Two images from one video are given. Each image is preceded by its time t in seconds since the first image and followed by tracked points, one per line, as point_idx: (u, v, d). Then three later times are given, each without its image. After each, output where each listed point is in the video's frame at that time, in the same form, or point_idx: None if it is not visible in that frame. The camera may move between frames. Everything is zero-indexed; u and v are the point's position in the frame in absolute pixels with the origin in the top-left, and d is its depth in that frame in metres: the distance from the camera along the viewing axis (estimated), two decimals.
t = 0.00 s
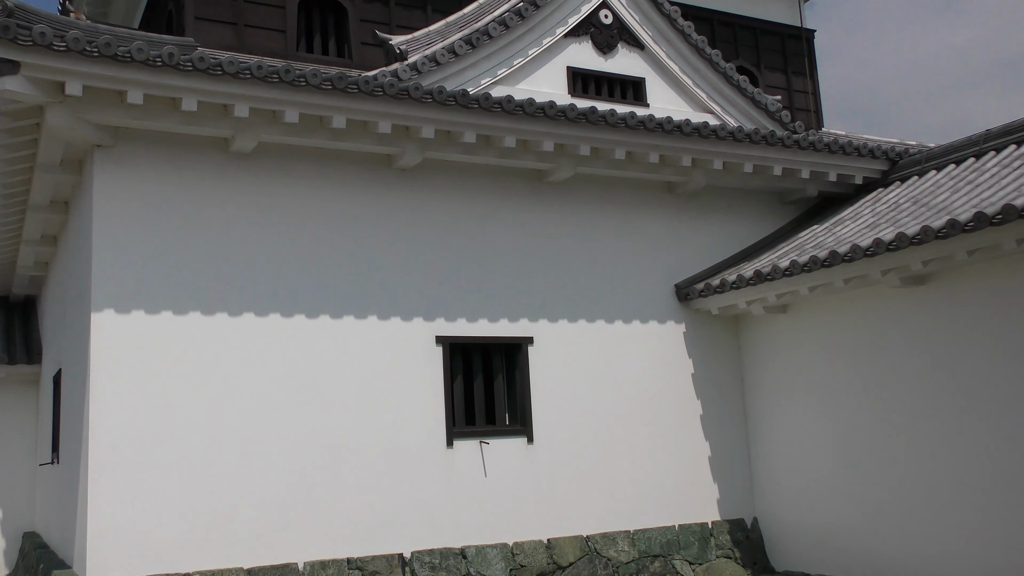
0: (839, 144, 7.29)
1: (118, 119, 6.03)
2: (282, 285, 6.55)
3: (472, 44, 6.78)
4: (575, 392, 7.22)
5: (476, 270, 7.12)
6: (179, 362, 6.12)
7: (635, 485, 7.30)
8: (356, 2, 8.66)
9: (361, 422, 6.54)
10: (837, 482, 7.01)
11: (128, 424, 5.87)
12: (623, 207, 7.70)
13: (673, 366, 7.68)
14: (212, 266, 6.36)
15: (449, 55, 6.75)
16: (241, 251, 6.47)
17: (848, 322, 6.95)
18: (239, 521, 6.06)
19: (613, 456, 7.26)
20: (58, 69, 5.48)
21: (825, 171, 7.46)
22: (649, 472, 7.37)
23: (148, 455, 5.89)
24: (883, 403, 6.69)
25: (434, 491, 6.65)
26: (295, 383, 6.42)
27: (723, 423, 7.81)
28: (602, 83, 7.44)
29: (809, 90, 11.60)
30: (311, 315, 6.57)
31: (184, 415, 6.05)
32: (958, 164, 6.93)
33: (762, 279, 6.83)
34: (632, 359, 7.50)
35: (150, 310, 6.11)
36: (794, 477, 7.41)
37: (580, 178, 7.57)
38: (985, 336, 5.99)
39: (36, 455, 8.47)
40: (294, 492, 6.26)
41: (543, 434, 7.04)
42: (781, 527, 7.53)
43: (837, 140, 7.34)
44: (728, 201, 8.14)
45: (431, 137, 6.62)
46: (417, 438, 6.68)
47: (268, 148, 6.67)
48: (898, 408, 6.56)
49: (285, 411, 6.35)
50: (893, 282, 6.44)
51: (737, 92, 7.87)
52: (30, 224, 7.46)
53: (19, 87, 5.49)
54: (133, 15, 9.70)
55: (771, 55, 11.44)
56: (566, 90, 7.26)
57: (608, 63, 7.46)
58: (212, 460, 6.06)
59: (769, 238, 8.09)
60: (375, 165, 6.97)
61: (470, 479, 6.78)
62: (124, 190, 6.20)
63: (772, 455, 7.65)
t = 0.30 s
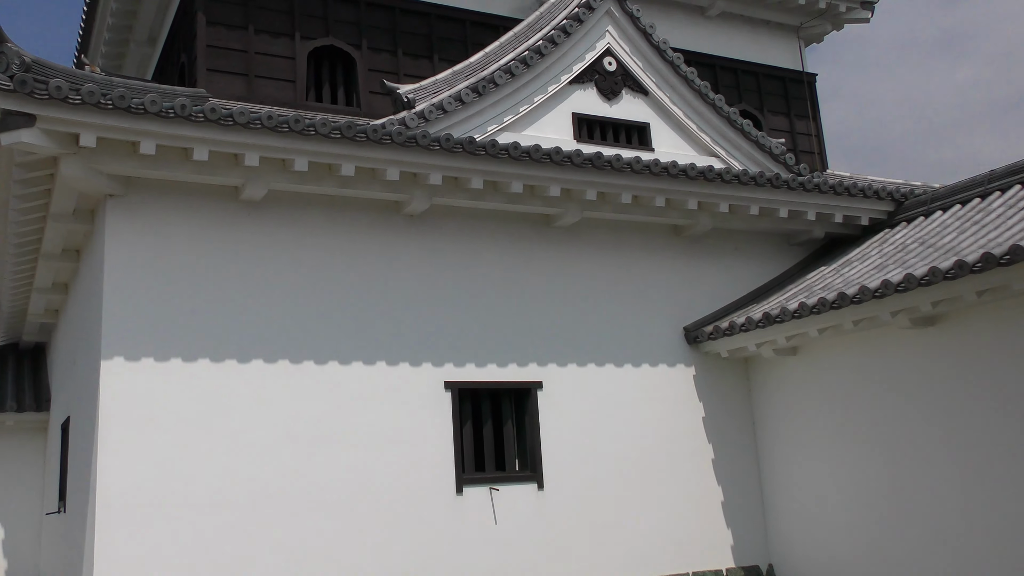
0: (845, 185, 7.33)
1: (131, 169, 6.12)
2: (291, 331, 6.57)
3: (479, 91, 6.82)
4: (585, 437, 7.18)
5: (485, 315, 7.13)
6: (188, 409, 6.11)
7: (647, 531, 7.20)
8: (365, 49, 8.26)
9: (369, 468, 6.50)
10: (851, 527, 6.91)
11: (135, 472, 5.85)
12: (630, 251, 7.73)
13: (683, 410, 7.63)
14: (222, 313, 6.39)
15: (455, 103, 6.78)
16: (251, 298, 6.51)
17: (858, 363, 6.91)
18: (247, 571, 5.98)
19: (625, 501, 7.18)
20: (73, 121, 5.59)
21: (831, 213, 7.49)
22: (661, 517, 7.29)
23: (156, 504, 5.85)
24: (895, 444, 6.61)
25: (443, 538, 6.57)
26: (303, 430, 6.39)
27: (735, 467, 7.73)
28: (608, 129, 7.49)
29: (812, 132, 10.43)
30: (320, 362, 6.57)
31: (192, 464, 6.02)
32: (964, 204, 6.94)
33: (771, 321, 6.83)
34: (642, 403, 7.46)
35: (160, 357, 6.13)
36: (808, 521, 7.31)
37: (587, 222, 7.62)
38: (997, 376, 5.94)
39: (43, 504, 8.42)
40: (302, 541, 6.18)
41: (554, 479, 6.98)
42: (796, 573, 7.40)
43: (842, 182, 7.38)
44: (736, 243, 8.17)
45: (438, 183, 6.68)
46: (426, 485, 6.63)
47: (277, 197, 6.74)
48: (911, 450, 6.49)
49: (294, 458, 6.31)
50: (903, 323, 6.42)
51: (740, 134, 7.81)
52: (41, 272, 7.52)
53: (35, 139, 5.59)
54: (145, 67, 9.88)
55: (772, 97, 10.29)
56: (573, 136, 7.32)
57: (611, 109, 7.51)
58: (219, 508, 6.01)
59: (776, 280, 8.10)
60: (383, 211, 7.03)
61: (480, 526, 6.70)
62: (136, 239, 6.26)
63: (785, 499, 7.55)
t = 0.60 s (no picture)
0: (852, 230, 7.34)
1: (142, 216, 6.18)
2: (300, 378, 6.56)
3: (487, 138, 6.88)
4: (594, 483, 7.11)
5: (493, 361, 7.12)
6: (195, 456, 6.08)
7: None
8: (375, 97, 8.36)
9: (377, 515, 6.44)
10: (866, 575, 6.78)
11: (142, 521, 5.81)
12: (639, 296, 7.73)
13: (694, 456, 7.56)
14: (232, 360, 6.40)
15: (463, 150, 6.83)
16: (260, 344, 6.52)
17: (871, 408, 6.85)
18: None
19: (635, 549, 7.08)
20: (86, 169, 5.66)
21: (839, 257, 7.49)
22: (672, 565, 7.17)
23: (161, 553, 5.80)
24: (909, 491, 6.51)
25: None
26: (310, 477, 6.35)
27: (746, 514, 7.63)
28: (615, 175, 7.54)
29: (819, 177, 10.47)
30: (328, 408, 6.56)
31: (198, 511, 5.98)
32: (973, 248, 6.93)
33: (780, 366, 6.81)
34: (651, 449, 7.40)
35: (168, 403, 6.13)
36: (821, 569, 7.18)
37: (595, 267, 7.64)
38: (1011, 422, 5.87)
39: (47, 552, 8.35)
40: None
41: (563, 527, 6.89)
42: None
43: (850, 227, 7.39)
44: (744, 287, 8.16)
45: (447, 229, 6.72)
46: (434, 532, 6.56)
47: (287, 243, 6.79)
48: (925, 497, 6.38)
49: (301, 505, 6.26)
50: (914, 368, 6.37)
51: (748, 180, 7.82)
52: (52, 317, 7.55)
53: (48, 187, 5.67)
54: (159, 114, 10.02)
55: (778, 142, 10.35)
56: (580, 182, 7.38)
57: (618, 155, 7.57)
58: (225, 557, 5.95)
59: (785, 324, 8.08)
60: (392, 257, 7.06)
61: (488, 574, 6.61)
62: (147, 286, 6.30)
63: (798, 547, 7.43)
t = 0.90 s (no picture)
0: (862, 273, 7.32)
1: (152, 264, 6.22)
2: (308, 425, 6.53)
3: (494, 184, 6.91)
4: (605, 529, 7.01)
5: (502, 406, 7.08)
6: (202, 505, 6.04)
7: None
8: (382, 144, 8.42)
9: (385, 564, 6.35)
10: None
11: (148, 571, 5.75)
12: (648, 340, 7.71)
13: (706, 501, 7.47)
14: (240, 407, 6.39)
15: (471, 196, 6.86)
16: (268, 392, 6.50)
17: (885, 452, 6.75)
18: None
19: None
20: (97, 218, 5.70)
21: (849, 300, 7.45)
22: None
23: None
24: (927, 537, 6.39)
25: None
26: (318, 525, 6.28)
27: (760, 561, 7.50)
28: (623, 220, 7.55)
29: (827, 220, 10.46)
30: (336, 455, 6.52)
31: (205, 561, 5.91)
32: (983, 290, 6.89)
33: (792, 410, 6.75)
34: (663, 494, 7.32)
35: (176, 451, 6.10)
36: None
37: (604, 312, 7.62)
38: None
39: None
40: None
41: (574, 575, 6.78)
42: None
43: (858, 270, 7.37)
44: (753, 330, 8.12)
45: (455, 275, 6.73)
46: None
47: (295, 291, 6.80)
48: (944, 544, 6.26)
49: (308, 555, 6.18)
50: (927, 412, 6.30)
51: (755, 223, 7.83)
52: (61, 364, 7.55)
53: (59, 235, 5.71)
54: (169, 162, 10.12)
55: (784, 185, 10.37)
56: (588, 227, 7.39)
57: (626, 199, 7.59)
58: None
59: (795, 368, 8.02)
60: (400, 303, 7.06)
61: None
62: (156, 334, 6.32)
63: None
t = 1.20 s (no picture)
0: (872, 309, 7.30)
1: (161, 305, 6.23)
2: (316, 467, 6.49)
3: (502, 223, 6.92)
4: (617, 570, 6.92)
5: (511, 446, 7.04)
6: (209, 548, 5.98)
7: None
8: (390, 184, 8.46)
9: None
10: None
11: None
12: (658, 379, 7.68)
13: (718, 540, 7.37)
14: (249, 449, 6.36)
15: (479, 235, 6.87)
16: (276, 433, 6.47)
17: (900, 490, 6.66)
18: None
19: None
20: (107, 259, 5.72)
21: (860, 336, 7.41)
22: None
23: None
24: None
25: None
26: (326, 568, 6.21)
27: None
28: (631, 258, 7.55)
29: (836, 256, 10.43)
30: (345, 496, 6.46)
31: None
32: (996, 326, 6.84)
33: (805, 449, 6.70)
34: (675, 533, 7.23)
35: (184, 493, 6.06)
36: None
37: (613, 350, 7.59)
38: None
39: None
40: None
41: None
42: None
43: (869, 306, 7.35)
44: (764, 368, 8.08)
45: (463, 314, 6.71)
46: None
47: (303, 332, 6.80)
48: None
49: None
50: (942, 449, 6.22)
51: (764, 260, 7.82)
52: (70, 406, 7.56)
53: (69, 277, 5.72)
54: (179, 202, 10.19)
55: (793, 221, 10.37)
56: (596, 265, 7.39)
57: (633, 237, 7.59)
58: None
59: (807, 406, 7.95)
60: (409, 343, 7.05)
61: None
62: (165, 376, 6.31)
63: None
